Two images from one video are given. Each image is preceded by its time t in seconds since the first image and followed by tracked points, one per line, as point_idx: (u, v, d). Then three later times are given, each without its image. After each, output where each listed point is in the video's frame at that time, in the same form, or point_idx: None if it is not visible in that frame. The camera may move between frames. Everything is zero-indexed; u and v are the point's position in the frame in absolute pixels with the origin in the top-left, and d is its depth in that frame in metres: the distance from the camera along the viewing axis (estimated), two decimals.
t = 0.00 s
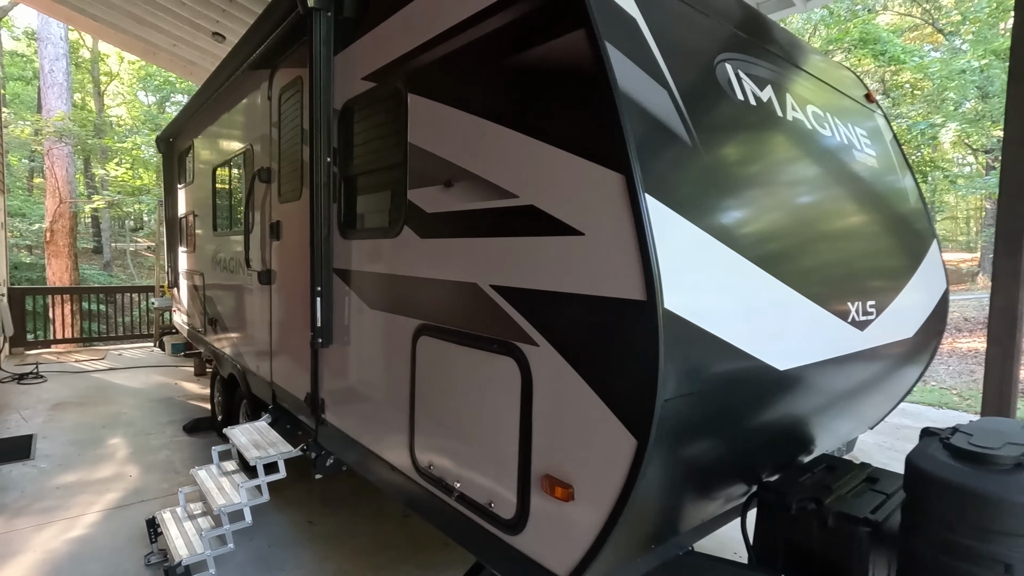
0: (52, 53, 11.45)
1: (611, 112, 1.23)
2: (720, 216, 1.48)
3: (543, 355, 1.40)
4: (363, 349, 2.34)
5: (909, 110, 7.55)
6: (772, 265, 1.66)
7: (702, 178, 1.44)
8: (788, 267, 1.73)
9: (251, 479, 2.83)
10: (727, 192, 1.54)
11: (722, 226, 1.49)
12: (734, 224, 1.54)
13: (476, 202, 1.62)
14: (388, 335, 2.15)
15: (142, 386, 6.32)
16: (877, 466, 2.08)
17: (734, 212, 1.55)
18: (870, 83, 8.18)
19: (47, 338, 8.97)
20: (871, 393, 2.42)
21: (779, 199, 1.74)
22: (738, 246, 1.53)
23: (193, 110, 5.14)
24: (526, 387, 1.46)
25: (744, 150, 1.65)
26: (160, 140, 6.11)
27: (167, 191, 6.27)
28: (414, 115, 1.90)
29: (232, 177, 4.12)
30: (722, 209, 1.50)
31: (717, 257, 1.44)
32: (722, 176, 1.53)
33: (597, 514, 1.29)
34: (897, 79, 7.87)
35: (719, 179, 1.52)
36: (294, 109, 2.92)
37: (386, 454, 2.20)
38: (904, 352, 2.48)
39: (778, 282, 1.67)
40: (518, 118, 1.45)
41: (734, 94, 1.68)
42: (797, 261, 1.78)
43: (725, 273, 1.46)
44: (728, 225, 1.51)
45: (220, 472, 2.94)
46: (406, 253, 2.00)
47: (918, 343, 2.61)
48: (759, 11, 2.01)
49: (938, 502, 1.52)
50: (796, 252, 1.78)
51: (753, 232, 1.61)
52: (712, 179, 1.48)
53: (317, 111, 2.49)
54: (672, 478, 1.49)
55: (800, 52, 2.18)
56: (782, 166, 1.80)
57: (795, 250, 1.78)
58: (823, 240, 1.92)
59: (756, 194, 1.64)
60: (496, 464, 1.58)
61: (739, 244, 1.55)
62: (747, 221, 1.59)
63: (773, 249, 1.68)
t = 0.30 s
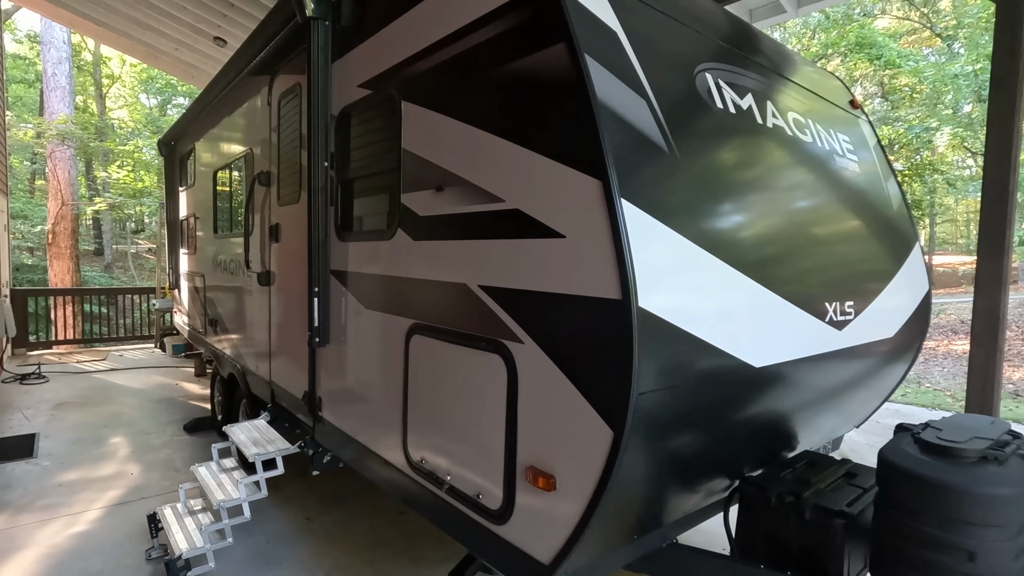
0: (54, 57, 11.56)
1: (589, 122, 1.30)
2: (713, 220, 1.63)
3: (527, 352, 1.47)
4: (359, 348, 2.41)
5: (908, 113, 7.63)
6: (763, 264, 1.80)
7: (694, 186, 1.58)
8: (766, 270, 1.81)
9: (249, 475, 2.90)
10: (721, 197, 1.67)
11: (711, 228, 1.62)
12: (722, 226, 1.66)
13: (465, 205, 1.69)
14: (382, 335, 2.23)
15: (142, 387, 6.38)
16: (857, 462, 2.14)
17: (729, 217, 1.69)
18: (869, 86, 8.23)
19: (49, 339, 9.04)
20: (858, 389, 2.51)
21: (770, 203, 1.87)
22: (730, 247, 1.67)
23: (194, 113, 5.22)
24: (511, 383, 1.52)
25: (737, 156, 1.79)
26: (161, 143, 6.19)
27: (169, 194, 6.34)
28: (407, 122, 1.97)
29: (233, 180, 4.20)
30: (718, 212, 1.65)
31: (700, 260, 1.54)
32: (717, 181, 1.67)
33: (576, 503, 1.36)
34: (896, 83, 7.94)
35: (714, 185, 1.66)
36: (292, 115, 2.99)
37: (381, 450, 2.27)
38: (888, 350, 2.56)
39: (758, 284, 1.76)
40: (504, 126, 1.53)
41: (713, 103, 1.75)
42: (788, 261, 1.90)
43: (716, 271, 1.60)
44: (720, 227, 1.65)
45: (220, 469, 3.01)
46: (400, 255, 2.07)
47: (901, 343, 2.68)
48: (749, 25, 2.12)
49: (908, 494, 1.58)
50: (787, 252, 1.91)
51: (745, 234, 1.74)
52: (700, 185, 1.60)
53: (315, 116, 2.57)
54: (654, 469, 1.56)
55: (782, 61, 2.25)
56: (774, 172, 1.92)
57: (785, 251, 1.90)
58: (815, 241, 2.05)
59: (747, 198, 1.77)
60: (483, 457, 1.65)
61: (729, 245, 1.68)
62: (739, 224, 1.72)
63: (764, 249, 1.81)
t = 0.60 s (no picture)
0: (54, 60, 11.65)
1: (564, 131, 1.38)
2: (705, 221, 1.75)
3: (507, 349, 1.55)
4: (353, 347, 2.48)
5: (905, 116, 7.71)
6: (750, 262, 1.93)
7: (682, 189, 1.70)
8: (743, 271, 1.89)
9: (246, 472, 2.96)
10: (708, 197, 1.79)
11: (695, 226, 1.72)
12: (720, 229, 1.81)
13: (450, 210, 1.77)
14: (374, 335, 2.30)
15: (142, 387, 6.45)
16: (833, 457, 2.21)
17: (716, 216, 1.80)
18: (865, 89, 8.32)
19: (49, 340, 9.11)
20: (840, 386, 2.61)
21: (757, 204, 1.99)
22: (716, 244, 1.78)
23: (194, 117, 5.29)
24: (493, 378, 1.60)
25: (723, 161, 1.91)
26: (161, 147, 6.26)
27: (167, 197, 6.41)
28: (397, 128, 2.05)
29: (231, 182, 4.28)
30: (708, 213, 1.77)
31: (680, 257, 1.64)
32: (703, 183, 1.79)
33: (554, 493, 1.44)
34: (891, 86, 8.02)
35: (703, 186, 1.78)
36: (289, 120, 3.06)
37: (374, 446, 2.34)
38: (867, 348, 2.65)
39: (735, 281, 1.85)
40: (486, 134, 1.60)
41: (689, 111, 1.82)
42: (772, 259, 2.02)
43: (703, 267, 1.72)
44: (706, 225, 1.76)
45: (217, 465, 3.08)
46: (391, 257, 2.15)
47: (881, 343, 2.76)
48: (734, 37, 2.23)
49: (872, 486, 1.65)
50: (772, 251, 2.03)
51: (731, 233, 1.86)
52: (685, 188, 1.71)
53: (309, 123, 2.65)
54: (633, 460, 1.63)
55: (762, 69, 2.33)
56: (759, 176, 2.04)
57: (769, 250, 2.02)
58: (801, 242, 2.17)
59: (743, 204, 1.92)
60: (469, 451, 1.72)
61: (713, 243, 1.78)
62: (725, 224, 1.83)
63: (750, 249, 1.93)
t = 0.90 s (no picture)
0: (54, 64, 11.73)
1: (542, 136, 1.44)
2: (705, 225, 1.90)
3: (489, 345, 1.61)
4: (345, 345, 2.54)
5: (902, 118, 7.76)
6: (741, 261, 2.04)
7: (673, 190, 1.81)
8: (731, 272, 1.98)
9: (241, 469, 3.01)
10: (699, 198, 1.90)
11: (687, 227, 1.83)
12: (721, 231, 1.95)
13: (436, 211, 1.83)
14: (366, 333, 2.36)
15: (140, 388, 6.50)
16: (813, 453, 2.26)
17: (708, 216, 1.91)
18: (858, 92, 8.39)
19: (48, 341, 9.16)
20: (825, 381, 2.70)
21: (748, 206, 2.11)
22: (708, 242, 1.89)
23: (192, 120, 5.35)
24: (476, 374, 1.66)
25: (714, 165, 2.03)
26: (159, 149, 6.32)
27: (165, 199, 6.47)
28: (386, 132, 2.10)
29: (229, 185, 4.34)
30: (699, 213, 1.89)
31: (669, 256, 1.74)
32: (698, 188, 1.91)
33: (533, 483, 1.49)
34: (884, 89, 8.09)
35: (695, 188, 1.90)
36: (283, 124, 3.12)
37: (365, 443, 2.39)
38: (849, 345, 2.72)
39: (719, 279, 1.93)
40: (469, 138, 1.66)
41: (668, 115, 1.88)
42: (765, 260, 2.15)
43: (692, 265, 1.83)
44: (697, 225, 1.87)
45: (213, 462, 3.12)
46: (380, 257, 2.21)
47: (863, 342, 2.82)
48: (721, 45, 2.31)
49: (844, 477, 1.70)
50: (764, 251, 2.15)
51: (723, 233, 1.97)
52: (675, 191, 1.82)
53: (302, 127, 2.71)
54: (614, 452, 1.68)
55: (748, 76, 2.41)
56: (756, 183, 2.19)
57: (761, 249, 2.13)
58: (793, 244, 2.31)
59: (741, 209, 2.07)
60: (454, 444, 1.78)
61: (703, 242, 1.89)
62: (715, 225, 1.94)
63: (740, 248, 2.04)
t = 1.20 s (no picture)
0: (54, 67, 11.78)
1: (523, 142, 1.49)
2: (706, 226, 2.03)
3: (473, 344, 1.65)
4: (338, 345, 2.58)
5: (902, 119, 7.77)
6: (741, 261, 2.18)
7: (670, 193, 1.92)
8: (731, 272, 2.12)
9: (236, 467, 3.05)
10: (696, 201, 2.02)
11: (689, 229, 1.96)
12: (720, 233, 2.09)
13: (423, 214, 1.87)
14: (357, 334, 2.40)
15: (138, 389, 6.54)
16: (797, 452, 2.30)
17: (707, 218, 2.04)
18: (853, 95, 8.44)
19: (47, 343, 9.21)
20: (813, 380, 2.75)
21: (746, 210, 2.24)
22: (708, 243, 2.02)
23: (190, 123, 5.40)
24: (461, 372, 1.70)
25: (715, 171, 2.16)
26: (157, 152, 6.37)
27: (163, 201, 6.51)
28: (376, 136, 2.15)
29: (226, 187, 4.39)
30: (700, 216, 2.02)
31: (667, 257, 1.86)
32: (699, 192, 2.04)
33: (515, 478, 1.54)
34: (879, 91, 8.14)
35: (693, 191, 2.02)
36: (278, 127, 3.16)
37: (357, 441, 2.43)
38: (837, 344, 2.78)
39: (718, 277, 2.06)
40: (454, 143, 1.71)
41: (650, 120, 1.92)
42: (764, 261, 2.28)
43: (691, 265, 1.95)
44: (698, 227, 1.99)
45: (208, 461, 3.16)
46: (371, 258, 2.25)
47: (849, 342, 2.87)
48: (712, 52, 2.37)
49: (821, 473, 1.74)
50: (762, 251, 2.28)
51: (722, 234, 2.10)
52: (678, 195, 1.95)
53: (295, 130, 2.75)
54: (598, 448, 1.72)
55: (739, 82, 2.47)
56: (756, 188, 2.32)
57: (759, 251, 2.27)
58: (790, 246, 2.44)
59: (740, 212, 2.20)
60: (441, 441, 1.83)
61: (702, 242, 2.01)
62: (715, 227, 2.07)
63: (739, 249, 2.17)
